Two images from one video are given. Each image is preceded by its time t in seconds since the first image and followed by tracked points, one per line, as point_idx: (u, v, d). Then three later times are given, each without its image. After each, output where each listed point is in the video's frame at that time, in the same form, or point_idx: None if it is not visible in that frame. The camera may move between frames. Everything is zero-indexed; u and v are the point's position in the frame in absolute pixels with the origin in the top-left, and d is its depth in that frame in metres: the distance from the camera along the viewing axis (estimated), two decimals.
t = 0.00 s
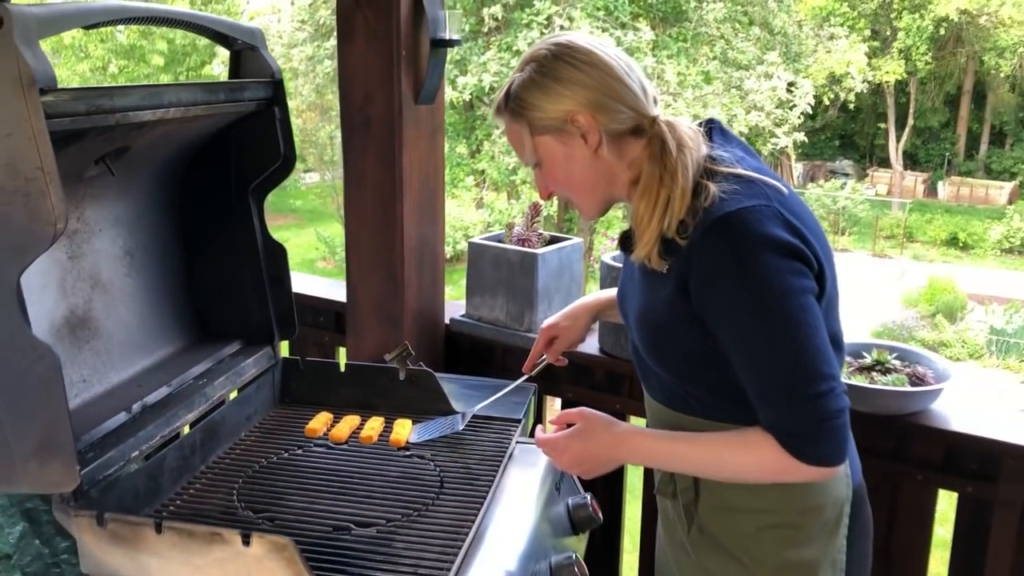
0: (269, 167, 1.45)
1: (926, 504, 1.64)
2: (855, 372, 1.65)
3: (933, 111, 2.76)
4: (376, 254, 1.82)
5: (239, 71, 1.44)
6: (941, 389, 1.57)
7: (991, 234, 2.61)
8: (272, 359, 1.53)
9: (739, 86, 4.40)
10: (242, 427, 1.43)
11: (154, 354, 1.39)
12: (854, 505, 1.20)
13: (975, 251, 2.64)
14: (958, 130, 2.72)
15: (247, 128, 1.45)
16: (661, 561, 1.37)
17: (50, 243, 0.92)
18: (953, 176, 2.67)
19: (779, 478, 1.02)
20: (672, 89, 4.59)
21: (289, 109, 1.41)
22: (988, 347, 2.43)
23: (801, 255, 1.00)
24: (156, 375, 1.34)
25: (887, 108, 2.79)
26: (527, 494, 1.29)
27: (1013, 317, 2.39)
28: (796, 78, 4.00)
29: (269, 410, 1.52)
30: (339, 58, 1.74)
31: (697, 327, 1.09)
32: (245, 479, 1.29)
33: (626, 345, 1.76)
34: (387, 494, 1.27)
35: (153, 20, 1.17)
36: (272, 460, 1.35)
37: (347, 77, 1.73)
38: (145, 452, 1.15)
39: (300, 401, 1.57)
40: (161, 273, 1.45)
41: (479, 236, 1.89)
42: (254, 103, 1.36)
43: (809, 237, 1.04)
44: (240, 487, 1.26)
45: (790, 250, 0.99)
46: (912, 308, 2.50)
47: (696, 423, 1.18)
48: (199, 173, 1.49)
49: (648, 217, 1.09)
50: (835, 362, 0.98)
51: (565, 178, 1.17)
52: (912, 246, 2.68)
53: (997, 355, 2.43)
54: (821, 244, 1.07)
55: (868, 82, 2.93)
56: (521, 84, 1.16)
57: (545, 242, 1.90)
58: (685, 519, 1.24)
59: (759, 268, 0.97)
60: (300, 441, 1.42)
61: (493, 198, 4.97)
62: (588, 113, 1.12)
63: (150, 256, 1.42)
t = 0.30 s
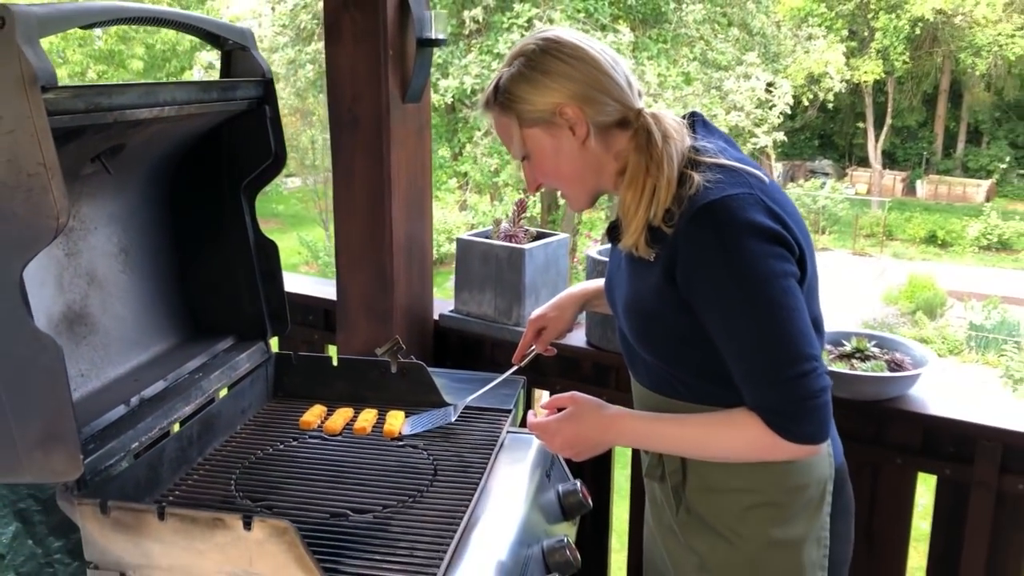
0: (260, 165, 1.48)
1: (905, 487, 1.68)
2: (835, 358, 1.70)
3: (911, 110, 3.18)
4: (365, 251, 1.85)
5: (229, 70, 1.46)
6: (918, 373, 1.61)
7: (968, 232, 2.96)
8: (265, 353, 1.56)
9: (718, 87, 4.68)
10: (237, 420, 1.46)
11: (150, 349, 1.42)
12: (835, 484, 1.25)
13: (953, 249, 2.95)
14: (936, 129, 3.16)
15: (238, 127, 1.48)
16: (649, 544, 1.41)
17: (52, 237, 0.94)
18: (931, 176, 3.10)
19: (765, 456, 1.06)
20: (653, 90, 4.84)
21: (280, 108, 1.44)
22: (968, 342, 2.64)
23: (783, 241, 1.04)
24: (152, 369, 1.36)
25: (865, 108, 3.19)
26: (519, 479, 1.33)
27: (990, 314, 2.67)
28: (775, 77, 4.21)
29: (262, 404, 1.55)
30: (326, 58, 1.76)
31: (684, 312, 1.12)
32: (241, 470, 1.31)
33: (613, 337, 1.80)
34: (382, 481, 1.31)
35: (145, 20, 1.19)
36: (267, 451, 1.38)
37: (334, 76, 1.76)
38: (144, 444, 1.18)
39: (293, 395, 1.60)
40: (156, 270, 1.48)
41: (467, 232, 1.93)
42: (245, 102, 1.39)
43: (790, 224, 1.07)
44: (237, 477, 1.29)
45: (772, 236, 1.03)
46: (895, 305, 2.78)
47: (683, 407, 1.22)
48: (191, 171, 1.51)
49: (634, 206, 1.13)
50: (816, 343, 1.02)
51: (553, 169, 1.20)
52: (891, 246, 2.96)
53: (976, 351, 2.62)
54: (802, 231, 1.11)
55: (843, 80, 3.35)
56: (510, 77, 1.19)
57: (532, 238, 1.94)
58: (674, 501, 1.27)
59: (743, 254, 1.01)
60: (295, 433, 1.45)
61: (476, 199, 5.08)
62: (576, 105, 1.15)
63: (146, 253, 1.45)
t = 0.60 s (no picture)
0: (253, 168, 1.49)
1: (889, 481, 1.72)
2: (820, 355, 1.73)
3: (890, 112, 3.23)
4: (356, 252, 1.86)
5: (223, 73, 1.48)
6: (901, 369, 1.65)
7: (947, 232, 3.04)
8: (259, 354, 1.57)
9: (700, 90, 4.75)
10: (232, 420, 1.47)
11: (146, 349, 1.43)
12: (824, 477, 1.28)
13: (932, 249, 3.08)
14: (915, 131, 3.24)
15: (232, 129, 1.49)
16: (641, 538, 1.43)
17: (54, 238, 0.95)
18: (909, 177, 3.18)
19: (758, 450, 1.09)
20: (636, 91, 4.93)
21: (273, 111, 1.45)
22: (947, 341, 2.68)
23: (776, 239, 1.07)
24: (148, 369, 1.38)
25: (845, 109, 3.31)
26: (512, 476, 1.35)
27: (970, 313, 2.68)
28: (756, 80, 4.29)
29: (256, 404, 1.56)
30: (318, 60, 1.78)
31: (679, 310, 1.15)
32: (238, 468, 1.33)
33: (602, 336, 1.83)
34: (378, 478, 1.33)
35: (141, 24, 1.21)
36: (263, 450, 1.39)
37: (326, 78, 1.78)
38: (142, 444, 1.19)
39: (287, 395, 1.61)
40: (152, 271, 1.49)
41: (457, 233, 1.95)
42: (239, 105, 1.40)
43: (782, 222, 1.10)
44: (234, 476, 1.30)
45: (766, 235, 1.06)
46: (876, 305, 2.78)
47: (678, 402, 1.25)
48: (185, 173, 1.53)
49: (630, 205, 1.16)
50: (809, 339, 1.05)
51: (550, 168, 1.23)
52: (872, 247, 3.13)
53: (956, 350, 2.66)
54: (793, 230, 1.14)
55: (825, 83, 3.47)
56: (508, 78, 1.21)
57: (521, 239, 1.97)
58: (668, 495, 1.30)
59: (738, 253, 1.04)
60: (290, 432, 1.47)
61: (460, 202, 5.10)
62: (573, 105, 1.18)
63: (141, 254, 1.46)
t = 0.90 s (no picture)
0: (244, 172, 1.50)
1: (875, 482, 1.74)
2: (808, 357, 1.75)
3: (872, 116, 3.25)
4: (346, 257, 1.87)
5: (213, 78, 1.48)
6: (887, 371, 1.67)
7: (929, 235, 3.04)
8: (250, 358, 1.58)
9: (684, 94, 4.79)
10: (222, 424, 1.48)
11: (138, 353, 1.43)
12: (814, 477, 1.30)
13: (914, 253, 3.08)
14: (897, 135, 3.25)
15: (222, 134, 1.50)
16: (632, 540, 1.44)
17: (47, 243, 0.95)
18: (891, 182, 3.20)
19: (751, 450, 1.11)
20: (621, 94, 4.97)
21: (263, 115, 1.46)
22: (930, 344, 2.70)
23: (766, 242, 1.08)
24: (139, 373, 1.38)
25: (827, 114, 3.37)
26: (505, 478, 1.36)
27: (952, 317, 2.69)
28: (739, 84, 4.34)
29: (246, 408, 1.57)
30: (307, 65, 1.79)
31: (670, 312, 1.16)
32: (230, 472, 1.33)
33: (591, 339, 1.84)
34: (370, 480, 1.33)
35: (132, 29, 1.21)
36: (254, 454, 1.39)
37: (314, 82, 1.78)
38: (134, 449, 1.19)
39: (277, 400, 1.61)
40: (143, 275, 1.49)
41: (447, 237, 1.96)
42: (229, 109, 1.40)
43: (772, 225, 1.12)
44: (226, 480, 1.31)
45: (756, 238, 1.07)
46: (859, 308, 2.83)
47: (669, 404, 1.27)
48: (174, 178, 1.52)
49: (622, 209, 1.17)
50: (800, 340, 1.06)
51: (542, 172, 1.23)
52: (857, 250, 3.12)
53: (939, 352, 2.68)
54: (783, 232, 1.15)
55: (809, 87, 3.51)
56: (500, 82, 1.22)
57: (510, 243, 1.98)
58: (660, 497, 1.31)
59: (730, 255, 1.05)
60: (282, 436, 1.47)
61: (445, 206, 5.11)
62: (566, 109, 1.19)
63: (132, 259, 1.46)
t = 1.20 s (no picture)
0: (237, 182, 1.50)
1: (866, 488, 1.75)
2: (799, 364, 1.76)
3: (859, 123, 3.34)
4: (338, 266, 1.87)
5: (205, 88, 1.48)
6: (877, 377, 1.68)
7: (917, 242, 3.04)
8: (242, 367, 1.57)
9: (673, 102, 4.82)
10: (215, 434, 1.47)
11: (130, 363, 1.43)
12: (807, 484, 1.30)
13: (902, 259, 3.04)
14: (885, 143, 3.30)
15: (214, 144, 1.50)
16: (626, 548, 1.45)
17: (41, 253, 0.95)
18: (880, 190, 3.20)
19: (748, 454, 1.11)
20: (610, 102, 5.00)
21: (255, 125, 1.46)
22: (917, 350, 2.69)
23: (760, 247, 1.09)
24: (132, 383, 1.37)
25: (815, 120, 3.37)
26: (497, 487, 1.36)
27: (940, 323, 2.73)
28: (728, 92, 4.38)
29: (238, 418, 1.56)
30: (299, 74, 1.79)
31: (665, 318, 1.17)
32: (223, 482, 1.33)
33: (583, 347, 1.84)
34: (363, 489, 1.33)
35: (126, 40, 1.21)
36: (247, 464, 1.39)
37: (306, 91, 1.79)
38: (126, 460, 1.19)
39: (269, 409, 1.61)
40: (135, 285, 1.49)
41: (439, 246, 1.96)
42: (222, 119, 1.41)
43: (765, 231, 1.13)
44: (219, 489, 1.31)
45: (750, 243, 1.08)
46: (847, 315, 2.80)
47: (662, 411, 1.27)
48: (166, 187, 1.52)
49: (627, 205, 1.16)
50: (794, 344, 1.07)
51: (549, 164, 1.22)
52: (846, 256, 3.04)
53: (926, 358, 2.67)
54: (776, 237, 1.16)
55: (796, 94, 3.53)
56: (516, 69, 1.20)
57: (502, 251, 1.98)
58: (653, 504, 1.32)
59: (725, 262, 1.05)
60: (274, 446, 1.47)
61: (435, 213, 5.12)
62: (582, 103, 1.18)
63: (124, 269, 1.46)
